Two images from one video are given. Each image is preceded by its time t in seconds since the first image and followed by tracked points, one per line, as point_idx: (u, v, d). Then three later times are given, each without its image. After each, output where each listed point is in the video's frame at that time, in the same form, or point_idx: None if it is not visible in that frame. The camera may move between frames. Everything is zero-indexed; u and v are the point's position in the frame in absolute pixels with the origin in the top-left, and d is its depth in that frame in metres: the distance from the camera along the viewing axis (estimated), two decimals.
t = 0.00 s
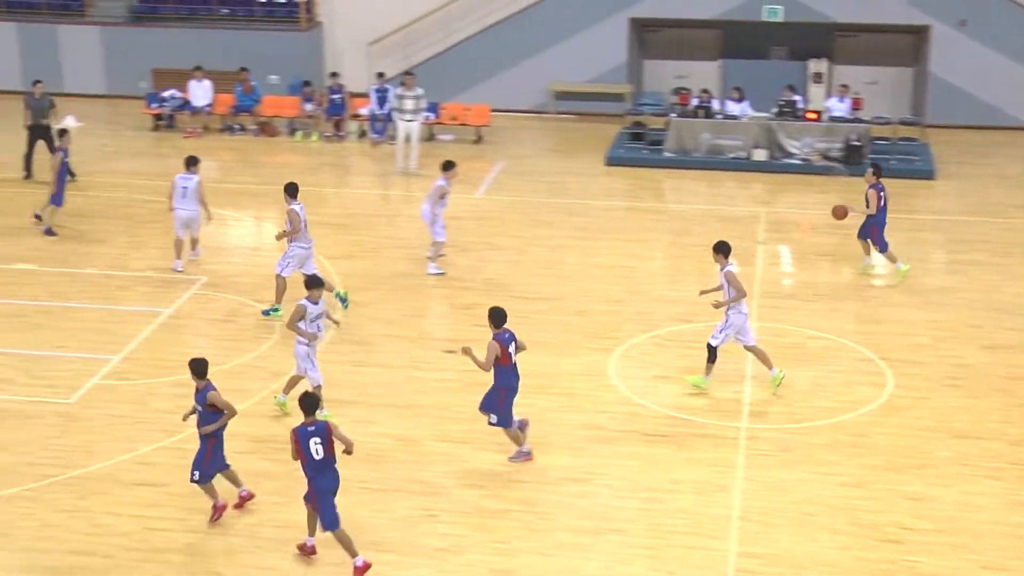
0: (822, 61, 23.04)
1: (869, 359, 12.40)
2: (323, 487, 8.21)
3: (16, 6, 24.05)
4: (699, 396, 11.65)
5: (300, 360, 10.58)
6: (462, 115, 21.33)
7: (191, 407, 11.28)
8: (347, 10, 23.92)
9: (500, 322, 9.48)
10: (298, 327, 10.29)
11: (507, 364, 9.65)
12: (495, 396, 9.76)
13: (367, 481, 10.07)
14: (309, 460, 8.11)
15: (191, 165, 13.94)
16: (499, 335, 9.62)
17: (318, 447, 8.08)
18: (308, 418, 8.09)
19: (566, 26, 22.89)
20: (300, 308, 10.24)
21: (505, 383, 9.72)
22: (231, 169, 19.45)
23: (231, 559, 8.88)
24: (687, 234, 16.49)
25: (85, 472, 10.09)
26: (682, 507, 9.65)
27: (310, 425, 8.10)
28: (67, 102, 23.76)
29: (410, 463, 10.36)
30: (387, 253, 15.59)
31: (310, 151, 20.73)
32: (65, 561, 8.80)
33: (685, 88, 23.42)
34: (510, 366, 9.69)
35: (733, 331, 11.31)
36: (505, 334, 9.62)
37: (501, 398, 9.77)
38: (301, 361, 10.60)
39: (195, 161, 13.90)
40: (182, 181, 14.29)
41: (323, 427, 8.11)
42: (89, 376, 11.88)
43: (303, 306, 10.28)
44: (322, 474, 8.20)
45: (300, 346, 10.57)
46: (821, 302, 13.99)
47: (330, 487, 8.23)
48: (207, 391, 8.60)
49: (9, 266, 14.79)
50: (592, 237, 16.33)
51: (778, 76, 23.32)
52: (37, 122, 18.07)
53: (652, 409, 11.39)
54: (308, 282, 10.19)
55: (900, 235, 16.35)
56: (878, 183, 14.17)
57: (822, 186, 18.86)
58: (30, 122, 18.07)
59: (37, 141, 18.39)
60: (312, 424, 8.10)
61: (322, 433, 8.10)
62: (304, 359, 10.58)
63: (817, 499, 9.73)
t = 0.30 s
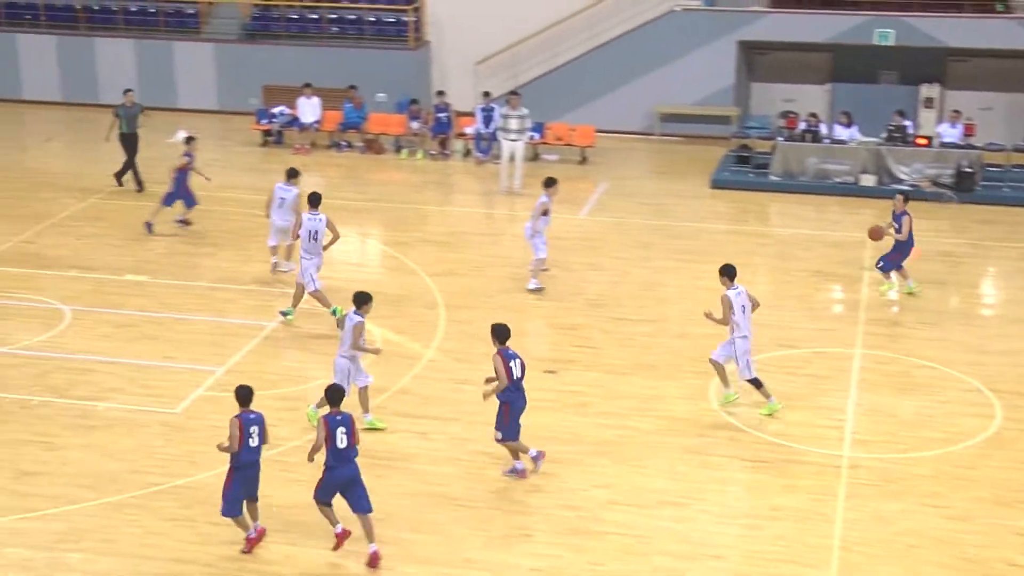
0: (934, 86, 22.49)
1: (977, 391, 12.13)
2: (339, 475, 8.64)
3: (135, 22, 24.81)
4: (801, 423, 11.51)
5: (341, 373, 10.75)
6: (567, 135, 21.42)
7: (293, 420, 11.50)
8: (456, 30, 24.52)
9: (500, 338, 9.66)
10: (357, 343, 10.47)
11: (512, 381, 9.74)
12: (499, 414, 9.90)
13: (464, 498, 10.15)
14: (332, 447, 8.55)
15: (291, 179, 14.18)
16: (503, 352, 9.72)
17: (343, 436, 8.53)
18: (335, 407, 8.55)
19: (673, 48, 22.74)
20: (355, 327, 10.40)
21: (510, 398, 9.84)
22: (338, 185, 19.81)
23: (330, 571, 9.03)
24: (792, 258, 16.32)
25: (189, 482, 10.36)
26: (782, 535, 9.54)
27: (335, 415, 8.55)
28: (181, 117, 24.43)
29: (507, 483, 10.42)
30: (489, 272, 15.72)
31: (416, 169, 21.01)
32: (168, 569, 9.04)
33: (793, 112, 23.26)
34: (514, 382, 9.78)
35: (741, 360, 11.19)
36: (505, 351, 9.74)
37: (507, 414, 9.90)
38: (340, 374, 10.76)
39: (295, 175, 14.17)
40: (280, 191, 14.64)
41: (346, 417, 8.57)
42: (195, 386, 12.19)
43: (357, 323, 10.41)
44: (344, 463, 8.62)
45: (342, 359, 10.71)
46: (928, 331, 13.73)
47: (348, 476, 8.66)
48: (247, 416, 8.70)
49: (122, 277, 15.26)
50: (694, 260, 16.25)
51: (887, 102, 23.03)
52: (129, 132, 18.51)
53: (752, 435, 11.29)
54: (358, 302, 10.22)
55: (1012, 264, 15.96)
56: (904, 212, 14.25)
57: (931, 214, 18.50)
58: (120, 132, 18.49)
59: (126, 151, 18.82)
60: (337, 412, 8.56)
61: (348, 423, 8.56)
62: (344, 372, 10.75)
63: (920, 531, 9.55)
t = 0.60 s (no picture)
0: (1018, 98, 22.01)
1: None
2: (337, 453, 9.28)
3: (216, 28, 25.21)
4: (875, 437, 11.37)
5: (365, 366, 10.91)
6: (642, 144, 21.42)
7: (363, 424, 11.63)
8: (536, 37, 24.40)
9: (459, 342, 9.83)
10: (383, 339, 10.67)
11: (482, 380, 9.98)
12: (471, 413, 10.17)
13: (532, 506, 10.19)
14: (327, 425, 9.25)
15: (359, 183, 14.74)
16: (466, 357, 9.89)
17: (337, 413, 9.24)
18: (331, 387, 9.29)
19: (752, 56, 22.58)
20: (384, 322, 10.63)
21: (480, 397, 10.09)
22: (412, 191, 19.97)
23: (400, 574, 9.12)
24: (869, 270, 16.13)
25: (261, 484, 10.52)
26: (852, 550, 9.45)
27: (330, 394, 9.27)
28: (259, 122, 24.79)
29: (577, 491, 10.44)
30: (561, 280, 15.75)
31: (490, 176, 21.11)
32: (238, 570, 9.20)
33: (871, 122, 22.92)
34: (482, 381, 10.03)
35: (710, 359, 11.46)
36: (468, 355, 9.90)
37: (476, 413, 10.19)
38: (365, 366, 10.93)
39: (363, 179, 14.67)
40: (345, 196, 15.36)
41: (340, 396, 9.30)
42: (269, 389, 12.37)
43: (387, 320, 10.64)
44: (339, 442, 9.30)
45: (365, 350, 10.90)
46: (1008, 347, 13.49)
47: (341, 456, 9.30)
48: (261, 443, 8.79)
49: (200, 280, 15.54)
50: (769, 271, 16.14)
51: (970, 113, 22.58)
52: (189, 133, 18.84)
53: (825, 448, 11.18)
54: (391, 297, 10.46)
55: None
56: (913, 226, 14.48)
57: (1013, 227, 18.17)
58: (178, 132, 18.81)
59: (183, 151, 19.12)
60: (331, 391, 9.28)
61: (342, 401, 9.28)
62: (369, 365, 10.91)
63: (995, 551, 9.39)
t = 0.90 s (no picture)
0: None
1: None
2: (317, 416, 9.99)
3: (262, 28, 25.35)
4: (918, 442, 11.24)
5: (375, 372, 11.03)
6: (686, 146, 21.33)
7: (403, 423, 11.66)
8: (577, 39, 24.29)
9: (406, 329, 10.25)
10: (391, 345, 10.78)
11: (415, 371, 10.26)
12: (405, 404, 10.35)
13: (571, 507, 10.18)
14: (314, 388, 9.93)
15: (398, 181, 14.52)
16: (407, 344, 10.25)
17: (324, 379, 9.89)
18: (325, 354, 9.94)
19: (797, 57, 22.43)
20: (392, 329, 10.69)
21: (414, 387, 10.30)
22: (454, 191, 20.00)
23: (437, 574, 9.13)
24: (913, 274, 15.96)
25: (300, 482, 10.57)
26: (892, 555, 9.35)
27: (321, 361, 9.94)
28: (304, 122, 24.93)
29: (616, 492, 10.41)
30: (602, 281, 15.72)
31: (532, 177, 21.09)
32: (277, 568, 9.25)
33: (917, 125, 22.67)
34: (418, 373, 10.29)
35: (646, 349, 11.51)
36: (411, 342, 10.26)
37: (412, 403, 10.35)
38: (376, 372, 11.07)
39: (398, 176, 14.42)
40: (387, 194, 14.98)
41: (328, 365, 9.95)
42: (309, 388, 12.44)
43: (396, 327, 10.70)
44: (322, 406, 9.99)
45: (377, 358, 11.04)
46: None
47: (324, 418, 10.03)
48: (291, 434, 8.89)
49: (242, 278, 15.64)
50: (811, 274, 16.01)
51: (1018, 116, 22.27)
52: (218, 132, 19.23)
53: (866, 452, 11.08)
54: (400, 304, 10.58)
55: None
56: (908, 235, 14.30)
57: None
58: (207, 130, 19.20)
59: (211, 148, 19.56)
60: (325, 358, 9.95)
61: (332, 370, 9.92)
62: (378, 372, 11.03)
63: None
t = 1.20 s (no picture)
0: None
1: None
2: (264, 383, 10.47)
3: (260, 27, 25.32)
4: (917, 442, 11.24)
5: (377, 376, 10.94)
6: (684, 146, 21.35)
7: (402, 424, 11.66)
8: (576, 38, 24.28)
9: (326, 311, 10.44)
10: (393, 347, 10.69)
11: (330, 352, 10.53)
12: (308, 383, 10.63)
13: (570, 507, 10.17)
14: (267, 358, 10.40)
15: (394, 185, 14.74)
16: (325, 326, 10.45)
17: (273, 349, 10.38)
18: (268, 326, 10.39)
19: (796, 57, 22.42)
20: (395, 333, 10.61)
21: (321, 369, 10.59)
22: (453, 191, 20.01)
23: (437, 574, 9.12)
24: (912, 274, 15.96)
25: (298, 482, 10.56)
26: (891, 555, 9.35)
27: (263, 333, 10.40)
28: (302, 122, 24.93)
29: (615, 492, 10.41)
30: (601, 281, 15.72)
31: (531, 177, 21.08)
32: (275, 567, 9.25)
33: (916, 125, 22.66)
34: (331, 355, 10.56)
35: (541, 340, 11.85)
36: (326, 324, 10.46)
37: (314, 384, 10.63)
38: (377, 377, 10.97)
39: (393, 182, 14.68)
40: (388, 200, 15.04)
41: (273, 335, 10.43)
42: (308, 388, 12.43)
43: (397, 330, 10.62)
44: (270, 374, 10.46)
45: (378, 362, 10.97)
46: None
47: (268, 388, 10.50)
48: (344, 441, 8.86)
49: (241, 278, 15.64)
50: (809, 274, 16.01)
51: (1017, 116, 22.27)
52: (200, 130, 19.28)
53: (866, 452, 11.07)
54: (402, 309, 10.55)
55: None
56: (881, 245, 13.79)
57: None
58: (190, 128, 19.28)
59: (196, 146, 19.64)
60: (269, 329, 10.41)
61: (278, 340, 10.41)
62: (381, 375, 10.94)
63: None
